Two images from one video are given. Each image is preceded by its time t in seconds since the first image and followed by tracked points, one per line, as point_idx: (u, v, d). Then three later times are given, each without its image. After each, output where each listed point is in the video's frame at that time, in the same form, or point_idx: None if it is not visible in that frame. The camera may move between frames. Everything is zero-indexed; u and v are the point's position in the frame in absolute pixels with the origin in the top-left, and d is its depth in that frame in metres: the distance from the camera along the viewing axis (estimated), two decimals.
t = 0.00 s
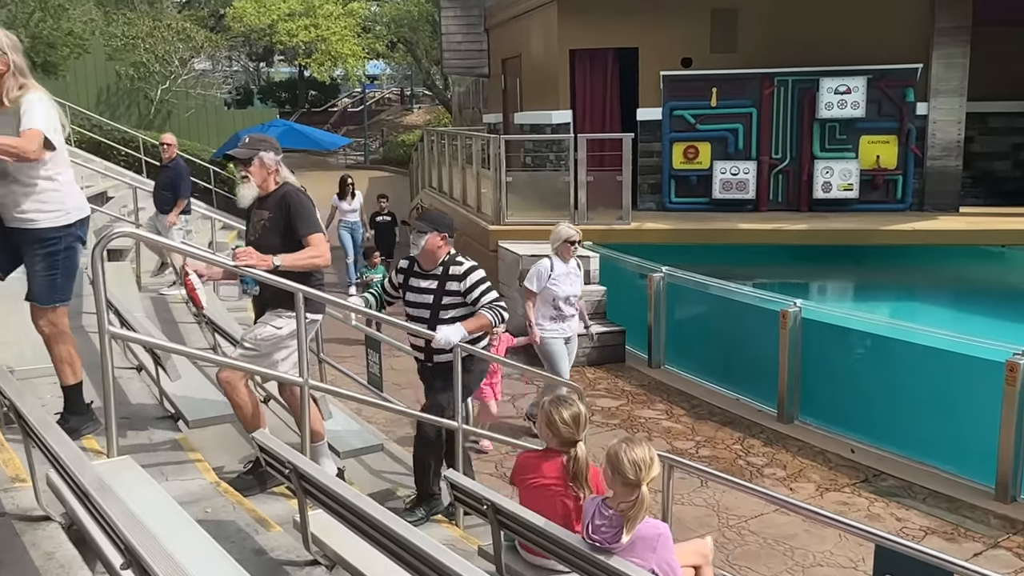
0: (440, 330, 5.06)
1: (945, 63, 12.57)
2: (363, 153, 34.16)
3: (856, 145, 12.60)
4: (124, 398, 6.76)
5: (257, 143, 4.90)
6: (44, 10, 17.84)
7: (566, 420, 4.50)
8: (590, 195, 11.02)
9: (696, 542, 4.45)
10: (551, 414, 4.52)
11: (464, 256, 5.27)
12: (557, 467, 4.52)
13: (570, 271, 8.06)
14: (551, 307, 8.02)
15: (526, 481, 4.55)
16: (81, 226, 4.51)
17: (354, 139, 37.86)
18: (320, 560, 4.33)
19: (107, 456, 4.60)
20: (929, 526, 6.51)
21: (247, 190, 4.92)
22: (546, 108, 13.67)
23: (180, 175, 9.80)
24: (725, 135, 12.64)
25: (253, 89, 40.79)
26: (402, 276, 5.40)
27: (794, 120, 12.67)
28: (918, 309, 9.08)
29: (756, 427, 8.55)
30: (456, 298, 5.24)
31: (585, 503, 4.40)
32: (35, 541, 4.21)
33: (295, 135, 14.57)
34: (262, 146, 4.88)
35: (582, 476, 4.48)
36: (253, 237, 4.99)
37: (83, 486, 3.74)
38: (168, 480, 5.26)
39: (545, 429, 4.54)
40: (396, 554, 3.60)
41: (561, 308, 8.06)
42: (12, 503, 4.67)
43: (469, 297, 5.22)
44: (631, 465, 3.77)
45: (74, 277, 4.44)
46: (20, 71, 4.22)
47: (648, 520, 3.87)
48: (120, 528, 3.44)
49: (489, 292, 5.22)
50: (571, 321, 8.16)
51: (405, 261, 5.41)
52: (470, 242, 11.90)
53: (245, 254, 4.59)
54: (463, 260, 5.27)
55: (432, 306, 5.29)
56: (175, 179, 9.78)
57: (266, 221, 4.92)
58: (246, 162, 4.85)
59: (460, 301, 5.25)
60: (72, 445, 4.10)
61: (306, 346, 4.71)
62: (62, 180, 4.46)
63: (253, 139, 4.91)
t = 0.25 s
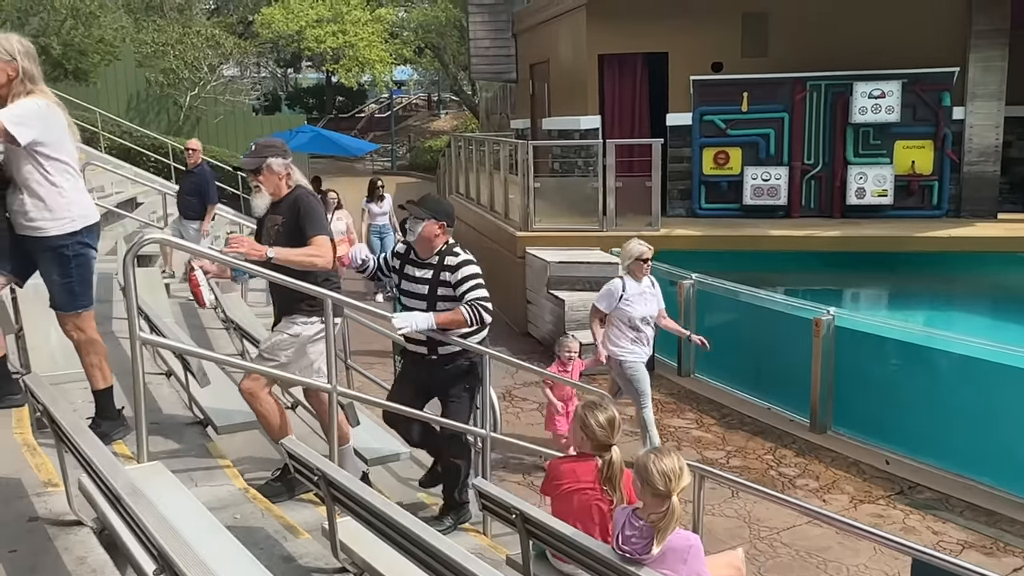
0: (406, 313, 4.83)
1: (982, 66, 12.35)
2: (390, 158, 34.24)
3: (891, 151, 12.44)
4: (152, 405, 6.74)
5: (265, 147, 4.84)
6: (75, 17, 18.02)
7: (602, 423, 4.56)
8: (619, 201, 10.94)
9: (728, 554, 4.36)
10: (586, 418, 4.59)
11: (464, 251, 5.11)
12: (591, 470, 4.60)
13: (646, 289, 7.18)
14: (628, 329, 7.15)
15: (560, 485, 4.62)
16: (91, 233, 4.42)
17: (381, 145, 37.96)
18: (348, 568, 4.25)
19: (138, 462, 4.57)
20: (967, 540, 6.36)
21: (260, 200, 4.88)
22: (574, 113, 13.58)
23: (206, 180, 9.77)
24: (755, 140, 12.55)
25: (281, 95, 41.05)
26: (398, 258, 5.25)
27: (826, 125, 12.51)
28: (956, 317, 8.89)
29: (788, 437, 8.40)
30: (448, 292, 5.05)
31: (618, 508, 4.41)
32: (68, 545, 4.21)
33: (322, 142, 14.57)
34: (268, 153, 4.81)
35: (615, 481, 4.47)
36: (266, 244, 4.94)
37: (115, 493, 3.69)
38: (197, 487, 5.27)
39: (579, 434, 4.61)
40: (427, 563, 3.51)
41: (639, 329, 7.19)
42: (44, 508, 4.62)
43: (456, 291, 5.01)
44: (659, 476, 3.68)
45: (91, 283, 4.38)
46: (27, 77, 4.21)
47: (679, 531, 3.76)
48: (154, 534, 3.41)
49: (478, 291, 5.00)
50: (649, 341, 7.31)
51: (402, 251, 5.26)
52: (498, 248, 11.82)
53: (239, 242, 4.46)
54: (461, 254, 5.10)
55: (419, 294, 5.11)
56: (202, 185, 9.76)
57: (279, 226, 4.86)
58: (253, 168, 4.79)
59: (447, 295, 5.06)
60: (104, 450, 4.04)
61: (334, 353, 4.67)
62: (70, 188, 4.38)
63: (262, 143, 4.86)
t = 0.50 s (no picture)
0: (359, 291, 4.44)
1: None
2: (412, 161, 34.02)
3: (931, 153, 12.07)
4: (169, 413, 6.56)
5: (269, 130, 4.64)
6: (95, 19, 17.97)
7: (635, 434, 4.26)
8: (648, 206, 10.62)
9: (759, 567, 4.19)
10: (617, 427, 4.29)
11: (457, 252, 4.78)
12: (620, 482, 4.26)
13: (727, 296, 6.83)
14: (705, 341, 6.83)
15: (588, 496, 4.26)
16: (93, 239, 4.22)
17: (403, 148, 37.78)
18: None
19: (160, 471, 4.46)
20: (1013, 560, 6.07)
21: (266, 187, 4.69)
22: (601, 115, 13.31)
23: (222, 183, 9.58)
24: (790, 142, 12.19)
25: (303, 97, 40.97)
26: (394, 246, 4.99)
27: (864, 127, 12.16)
28: (1000, 327, 8.53)
29: (823, 450, 8.10)
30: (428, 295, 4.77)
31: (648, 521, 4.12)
32: (88, 555, 4.09)
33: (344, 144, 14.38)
34: (268, 137, 4.60)
35: (645, 494, 4.21)
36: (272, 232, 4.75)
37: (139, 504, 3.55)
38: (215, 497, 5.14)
39: (610, 443, 4.29)
40: None
41: (715, 340, 6.85)
42: (63, 517, 4.47)
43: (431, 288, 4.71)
44: (691, 490, 3.46)
45: (97, 291, 4.18)
46: (12, 82, 4.03)
47: (714, 547, 3.51)
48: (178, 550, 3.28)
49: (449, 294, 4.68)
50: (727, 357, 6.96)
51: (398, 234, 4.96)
52: (523, 253, 11.57)
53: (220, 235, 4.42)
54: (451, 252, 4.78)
55: (401, 286, 4.86)
56: (217, 189, 9.56)
57: (284, 213, 4.66)
58: (255, 153, 4.60)
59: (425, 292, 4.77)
60: (126, 458, 3.87)
61: (355, 368, 4.46)
62: (69, 193, 4.18)
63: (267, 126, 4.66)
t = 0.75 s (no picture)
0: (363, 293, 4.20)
1: None
2: (432, 164, 33.74)
3: (971, 156, 11.68)
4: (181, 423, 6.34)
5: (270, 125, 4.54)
6: (108, 19, 17.84)
7: (661, 449, 4.05)
8: (675, 210, 10.29)
9: None
10: (643, 441, 4.08)
11: (445, 249, 4.50)
12: (644, 497, 4.06)
13: (820, 326, 6.15)
14: (795, 375, 6.09)
15: (609, 512, 4.07)
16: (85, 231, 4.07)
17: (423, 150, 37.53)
18: None
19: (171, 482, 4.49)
20: None
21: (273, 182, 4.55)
22: (626, 115, 13.00)
23: (228, 185, 9.44)
24: (824, 144, 11.84)
25: (320, 99, 40.77)
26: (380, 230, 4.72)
27: (900, 129, 11.80)
28: None
29: (858, 466, 7.76)
30: (412, 291, 4.51)
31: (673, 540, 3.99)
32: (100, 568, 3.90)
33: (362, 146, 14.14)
34: (270, 130, 4.47)
35: (670, 512, 4.08)
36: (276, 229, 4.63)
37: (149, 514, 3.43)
38: (228, 509, 4.93)
39: (634, 458, 4.09)
40: None
41: (808, 377, 6.11)
42: (72, 528, 4.28)
43: (418, 286, 4.48)
44: (720, 508, 3.55)
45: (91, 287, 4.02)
46: None
47: (746, 564, 3.60)
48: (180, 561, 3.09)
49: (440, 297, 4.45)
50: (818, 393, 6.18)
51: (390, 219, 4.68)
52: (545, 258, 11.27)
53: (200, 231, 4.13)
54: (440, 249, 4.51)
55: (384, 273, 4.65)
56: (223, 191, 9.42)
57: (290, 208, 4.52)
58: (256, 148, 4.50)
59: (410, 289, 4.51)
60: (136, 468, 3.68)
61: (372, 369, 4.38)
62: (58, 188, 4.00)
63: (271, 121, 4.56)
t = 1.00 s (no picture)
0: (356, 293, 4.14)
1: None
2: (448, 166, 33.50)
3: (1011, 158, 11.31)
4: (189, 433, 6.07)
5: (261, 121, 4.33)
6: (116, 17, 17.72)
7: (684, 464, 3.71)
8: (700, 215, 9.97)
9: None
10: (665, 455, 3.74)
11: (437, 253, 4.27)
12: (667, 514, 3.73)
13: (913, 331, 5.58)
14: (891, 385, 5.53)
15: (631, 529, 3.73)
16: (56, 205, 4.04)
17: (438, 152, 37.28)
18: None
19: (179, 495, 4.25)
20: None
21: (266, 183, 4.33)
22: (648, 115, 12.68)
23: (229, 175, 8.79)
24: (856, 146, 11.46)
25: (334, 100, 40.60)
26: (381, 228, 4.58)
27: (936, 130, 11.42)
28: None
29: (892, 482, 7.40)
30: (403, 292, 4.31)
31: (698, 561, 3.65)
32: None
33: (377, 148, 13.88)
34: (263, 129, 4.25)
35: (695, 531, 3.74)
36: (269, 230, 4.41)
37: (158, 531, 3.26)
38: (238, 524, 4.62)
39: (657, 473, 3.75)
40: None
41: (905, 385, 5.56)
42: (78, 542, 4.05)
43: (409, 290, 4.27)
44: (749, 526, 3.42)
45: (43, 269, 3.95)
46: None
47: None
48: None
49: (433, 305, 4.22)
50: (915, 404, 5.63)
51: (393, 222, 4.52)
52: (565, 264, 10.98)
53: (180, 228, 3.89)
54: (432, 252, 4.28)
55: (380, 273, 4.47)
56: (225, 181, 8.76)
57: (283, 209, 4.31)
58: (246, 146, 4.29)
59: (399, 290, 4.32)
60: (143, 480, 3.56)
61: (384, 376, 4.25)
62: (36, 160, 3.99)
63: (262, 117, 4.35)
